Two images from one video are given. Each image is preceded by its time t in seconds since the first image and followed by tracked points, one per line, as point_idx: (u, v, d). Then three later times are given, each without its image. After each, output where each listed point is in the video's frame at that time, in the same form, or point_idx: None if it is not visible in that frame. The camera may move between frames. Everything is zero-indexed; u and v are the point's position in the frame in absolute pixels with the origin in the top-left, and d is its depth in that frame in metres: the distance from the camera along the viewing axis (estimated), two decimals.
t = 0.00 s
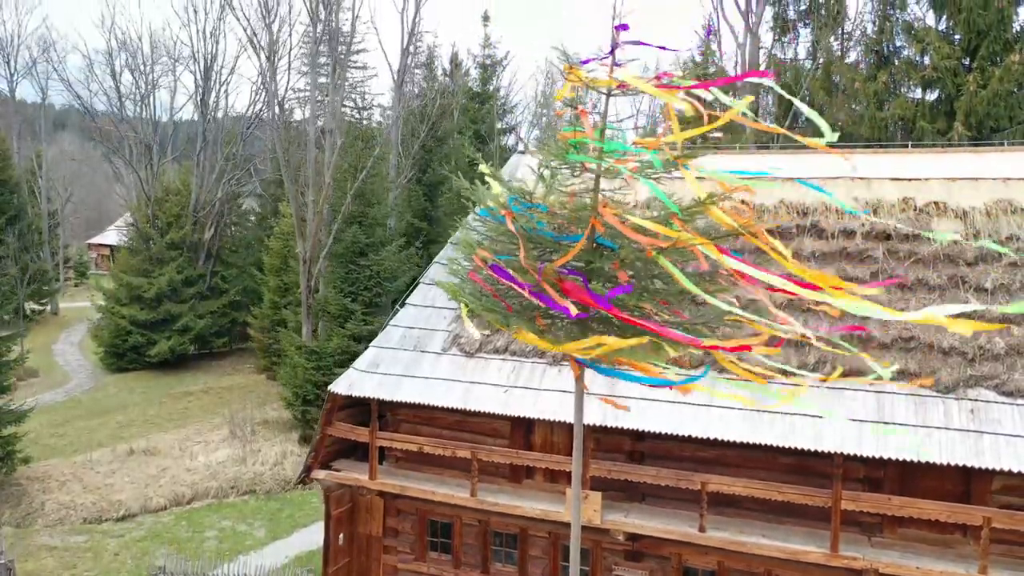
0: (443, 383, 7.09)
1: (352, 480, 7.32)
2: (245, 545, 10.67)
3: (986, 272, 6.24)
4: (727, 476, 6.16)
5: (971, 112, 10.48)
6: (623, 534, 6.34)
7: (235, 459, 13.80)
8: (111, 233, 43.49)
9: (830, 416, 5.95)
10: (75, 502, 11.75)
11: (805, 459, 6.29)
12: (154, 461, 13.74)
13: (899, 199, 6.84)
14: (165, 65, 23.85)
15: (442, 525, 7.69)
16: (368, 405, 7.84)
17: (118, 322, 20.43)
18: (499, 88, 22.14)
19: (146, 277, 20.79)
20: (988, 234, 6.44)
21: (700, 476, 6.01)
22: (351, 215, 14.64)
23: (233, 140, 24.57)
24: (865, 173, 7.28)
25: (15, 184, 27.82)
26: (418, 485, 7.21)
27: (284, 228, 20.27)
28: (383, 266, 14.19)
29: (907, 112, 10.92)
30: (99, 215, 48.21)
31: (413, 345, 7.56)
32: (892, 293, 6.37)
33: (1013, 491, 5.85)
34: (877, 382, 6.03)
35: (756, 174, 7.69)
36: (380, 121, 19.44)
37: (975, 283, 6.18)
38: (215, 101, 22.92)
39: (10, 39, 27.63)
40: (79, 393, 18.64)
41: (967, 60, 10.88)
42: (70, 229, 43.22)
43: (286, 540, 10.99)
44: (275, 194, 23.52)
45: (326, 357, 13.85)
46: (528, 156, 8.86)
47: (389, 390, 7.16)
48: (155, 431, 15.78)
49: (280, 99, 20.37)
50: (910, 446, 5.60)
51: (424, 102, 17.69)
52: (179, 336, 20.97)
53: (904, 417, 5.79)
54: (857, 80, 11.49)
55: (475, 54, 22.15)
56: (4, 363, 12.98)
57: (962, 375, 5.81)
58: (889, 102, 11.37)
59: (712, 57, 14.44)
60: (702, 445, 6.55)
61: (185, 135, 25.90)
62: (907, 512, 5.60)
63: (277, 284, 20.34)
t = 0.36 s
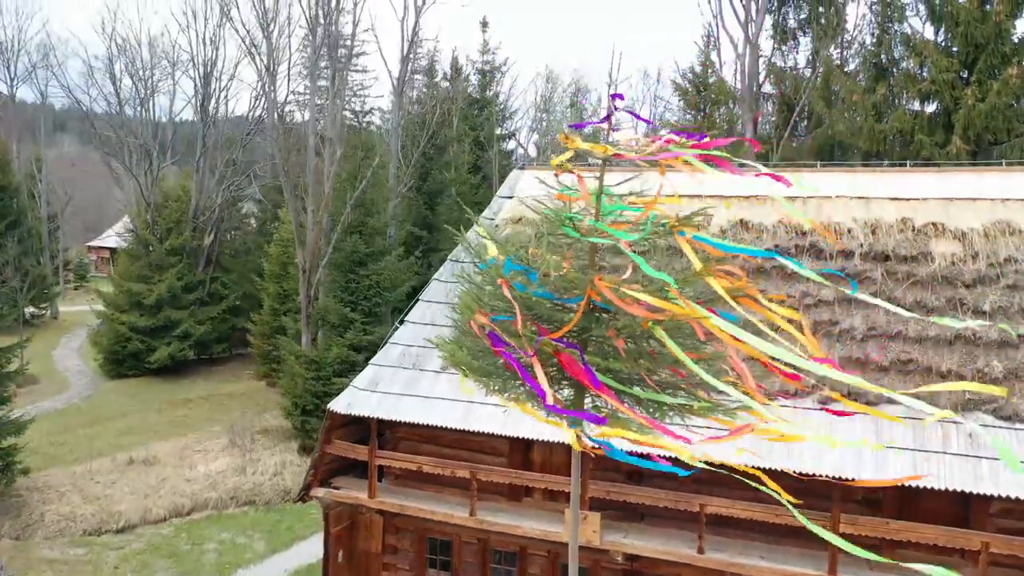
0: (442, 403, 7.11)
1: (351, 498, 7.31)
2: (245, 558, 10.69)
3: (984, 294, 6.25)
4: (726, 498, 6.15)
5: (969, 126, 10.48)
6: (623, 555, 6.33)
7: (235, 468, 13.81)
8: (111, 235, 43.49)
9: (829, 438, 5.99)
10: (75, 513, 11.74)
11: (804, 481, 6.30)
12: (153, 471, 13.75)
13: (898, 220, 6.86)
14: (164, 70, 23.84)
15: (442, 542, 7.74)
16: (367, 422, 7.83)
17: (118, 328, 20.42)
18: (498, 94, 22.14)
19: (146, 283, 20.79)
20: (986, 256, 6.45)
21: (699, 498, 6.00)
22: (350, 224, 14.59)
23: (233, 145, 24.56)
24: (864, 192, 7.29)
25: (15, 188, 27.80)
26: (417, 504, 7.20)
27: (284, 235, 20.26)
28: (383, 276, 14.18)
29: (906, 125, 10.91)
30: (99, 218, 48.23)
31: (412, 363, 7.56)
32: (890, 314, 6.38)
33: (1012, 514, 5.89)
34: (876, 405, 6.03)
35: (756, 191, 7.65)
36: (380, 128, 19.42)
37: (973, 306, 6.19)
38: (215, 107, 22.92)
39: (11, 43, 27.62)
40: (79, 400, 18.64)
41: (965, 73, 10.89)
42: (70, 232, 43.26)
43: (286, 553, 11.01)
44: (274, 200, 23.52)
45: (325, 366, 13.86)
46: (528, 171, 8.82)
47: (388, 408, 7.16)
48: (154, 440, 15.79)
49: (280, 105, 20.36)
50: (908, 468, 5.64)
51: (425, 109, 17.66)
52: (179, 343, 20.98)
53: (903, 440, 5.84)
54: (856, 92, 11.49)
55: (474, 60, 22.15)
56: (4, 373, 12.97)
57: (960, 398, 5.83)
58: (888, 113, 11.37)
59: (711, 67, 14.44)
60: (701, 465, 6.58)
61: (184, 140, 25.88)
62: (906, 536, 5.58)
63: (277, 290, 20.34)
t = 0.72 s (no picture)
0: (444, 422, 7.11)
1: (351, 516, 7.31)
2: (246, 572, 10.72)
3: (983, 316, 6.26)
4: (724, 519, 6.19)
5: (967, 139, 10.49)
6: None
7: (235, 478, 13.81)
8: (112, 238, 43.49)
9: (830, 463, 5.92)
10: (75, 524, 11.73)
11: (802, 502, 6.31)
12: (153, 481, 13.74)
13: (897, 240, 6.87)
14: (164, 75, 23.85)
15: (442, 560, 7.73)
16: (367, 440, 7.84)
17: (118, 335, 20.42)
18: (498, 99, 22.14)
19: (146, 289, 20.78)
20: (985, 277, 6.45)
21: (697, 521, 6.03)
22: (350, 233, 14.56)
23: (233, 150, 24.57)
24: (863, 211, 7.29)
25: (15, 193, 27.82)
26: (417, 522, 7.20)
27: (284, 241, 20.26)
28: (382, 287, 14.17)
29: (904, 138, 10.90)
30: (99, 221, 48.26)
31: (411, 382, 7.56)
32: (889, 336, 6.39)
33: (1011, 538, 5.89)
34: (875, 428, 6.03)
35: (756, 209, 7.63)
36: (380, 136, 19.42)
37: (972, 328, 6.20)
38: (215, 112, 22.93)
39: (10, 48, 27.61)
40: (79, 407, 18.63)
41: (964, 85, 10.90)
42: (70, 235, 43.32)
43: (285, 566, 11.04)
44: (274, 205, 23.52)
45: (325, 376, 13.85)
46: (527, 188, 8.82)
47: (389, 428, 7.18)
48: (154, 448, 15.79)
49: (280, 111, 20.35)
50: (907, 496, 5.64)
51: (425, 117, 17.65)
52: (179, 349, 20.99)
53: (903, 465, 5.81)
54: (855, 104, 11.47)
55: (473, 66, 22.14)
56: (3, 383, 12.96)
57: (959, 423, 5.84)
58: (886, 126, 11.36)
59: (711, 77, 14.45)
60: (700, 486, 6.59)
61: (184, 145, 25.87)
62: (905, 560, 5.59)
63: (277, 297, 20.36)
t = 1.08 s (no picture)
0: (443, 439, 7.10)
1: (350, 532, 7.35)
2: None
3: (981, 336, 6.27)
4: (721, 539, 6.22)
5: (966, 151, 10.51)
6: None
7: (235, 487, 13.82)
8: (113, 240, 43.51)
9: (828, 483, 5.95)
10: (75, 534, 11.73)
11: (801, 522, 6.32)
12: (153, 489, 13.75)
13: (896, 259, 6.89)
14: (164, 80, 23.86)
15: None
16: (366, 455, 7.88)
17: (118, 340, 20.41)
18: (498, 105, 22.17)
19: (146, 295, 20.79)
20: (984, 297, 6.46)
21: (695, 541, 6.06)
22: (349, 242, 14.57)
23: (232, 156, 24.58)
24: (862, 229, 7.30)
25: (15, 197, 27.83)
26: (416, 539, 7.23)
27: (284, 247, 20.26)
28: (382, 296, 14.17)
29: (903, 150, 10.90)
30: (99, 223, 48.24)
31: (411, 398, 7.57)
32: (887, 356, 6.41)
33: (1012, 557, 5.89)
34: (873, 448, 6.05)
35: (755, 226, 7.65)
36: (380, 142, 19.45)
37: (970, 348, 6.21)
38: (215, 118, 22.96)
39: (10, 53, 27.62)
40: (79, 414, 18.64)
41: (963, 97, 10.90)
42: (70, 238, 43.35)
43: None
44: (274, 211, 23.53)
45: (325, 385, 13.87)
46: (527, 202, 8.83)
47: (388, 445, 7.20)
48: (154, 456, 15.80)
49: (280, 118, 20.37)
50: (905, 517, 5.65)
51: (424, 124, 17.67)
52: (179, 355, 20.99)
53: (900, 487, 5.84)
54: (853, 115, 11.46)
55: (472, 72, 22.15)
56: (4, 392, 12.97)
57: (957, 445, 5.85)
58: (885, 137, 11.37)
59: (710, 85, 14.46)
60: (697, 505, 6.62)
61: (184, 150, 25.90)
62: None
63: (276, 303, 20.37)
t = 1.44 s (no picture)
0: (442, 460, 7.11)
1: (350, 552, 7.39)
2: None
3: (980, 360, 6.28)
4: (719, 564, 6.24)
5: (965, 165, 10.53)
6: None
7: (235, 497, 13.83)
8: (114, 243, 43.51)
9: (826, 508, 5.95)
10: (75, 546, 11.73)
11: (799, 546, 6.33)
12: (153, 500, 13.76)
13: (895, 281, 6.90)
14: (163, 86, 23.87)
15: None
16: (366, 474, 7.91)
17: (118, 347, 20.43)
18: (498, 112, 22.18)
19: (145, 302, 20.81)
20: (982, 320, 6.48)
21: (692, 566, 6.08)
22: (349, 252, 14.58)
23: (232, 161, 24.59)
24: (861, 250, 7.32)
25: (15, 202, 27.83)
26: (416, 559, 7.27)
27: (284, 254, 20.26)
28: (382, 306, 14.16)
29: (903, 163, 10.89)
30: (99, 226, 48.35)
31: (410, 418, 7.58)
32: (887, 379, 6.41)
33: None
34: (872, 472, 6.07)
35: (754, 246, 7.66)
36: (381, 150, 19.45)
37: (969, 372, 6.22)
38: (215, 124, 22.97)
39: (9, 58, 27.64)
40: (79, 421, 18.64)
41: (961, 111, 10.92)
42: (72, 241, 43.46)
43: None
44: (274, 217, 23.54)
45: (325, 396, 13.89)
46: (526, 219, 8.83)
47: (387, 466, 7.21)
48: (154, 465, 15.80)
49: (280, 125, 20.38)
50: (902, 543, 5.67)
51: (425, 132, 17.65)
52: (179, 362, 21.01)
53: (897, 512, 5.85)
54: (852, 128, 11.47)
55: (472, 79, 22.15)
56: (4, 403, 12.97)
57: (955, 470, 5.87)
58: (885, 151, 11.38)
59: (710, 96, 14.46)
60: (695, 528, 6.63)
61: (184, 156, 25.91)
62: None
63: (276, 311, 20.38)
